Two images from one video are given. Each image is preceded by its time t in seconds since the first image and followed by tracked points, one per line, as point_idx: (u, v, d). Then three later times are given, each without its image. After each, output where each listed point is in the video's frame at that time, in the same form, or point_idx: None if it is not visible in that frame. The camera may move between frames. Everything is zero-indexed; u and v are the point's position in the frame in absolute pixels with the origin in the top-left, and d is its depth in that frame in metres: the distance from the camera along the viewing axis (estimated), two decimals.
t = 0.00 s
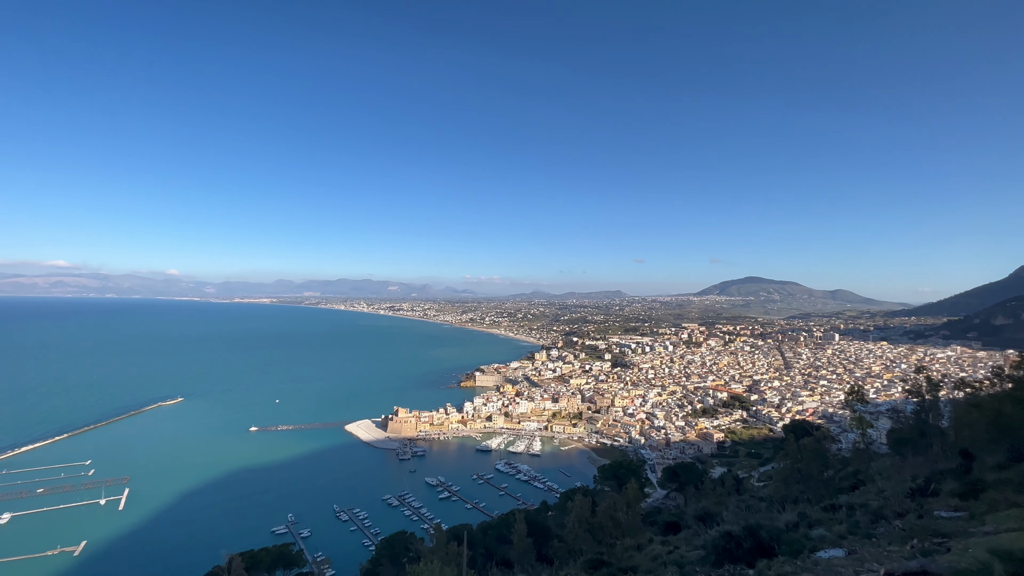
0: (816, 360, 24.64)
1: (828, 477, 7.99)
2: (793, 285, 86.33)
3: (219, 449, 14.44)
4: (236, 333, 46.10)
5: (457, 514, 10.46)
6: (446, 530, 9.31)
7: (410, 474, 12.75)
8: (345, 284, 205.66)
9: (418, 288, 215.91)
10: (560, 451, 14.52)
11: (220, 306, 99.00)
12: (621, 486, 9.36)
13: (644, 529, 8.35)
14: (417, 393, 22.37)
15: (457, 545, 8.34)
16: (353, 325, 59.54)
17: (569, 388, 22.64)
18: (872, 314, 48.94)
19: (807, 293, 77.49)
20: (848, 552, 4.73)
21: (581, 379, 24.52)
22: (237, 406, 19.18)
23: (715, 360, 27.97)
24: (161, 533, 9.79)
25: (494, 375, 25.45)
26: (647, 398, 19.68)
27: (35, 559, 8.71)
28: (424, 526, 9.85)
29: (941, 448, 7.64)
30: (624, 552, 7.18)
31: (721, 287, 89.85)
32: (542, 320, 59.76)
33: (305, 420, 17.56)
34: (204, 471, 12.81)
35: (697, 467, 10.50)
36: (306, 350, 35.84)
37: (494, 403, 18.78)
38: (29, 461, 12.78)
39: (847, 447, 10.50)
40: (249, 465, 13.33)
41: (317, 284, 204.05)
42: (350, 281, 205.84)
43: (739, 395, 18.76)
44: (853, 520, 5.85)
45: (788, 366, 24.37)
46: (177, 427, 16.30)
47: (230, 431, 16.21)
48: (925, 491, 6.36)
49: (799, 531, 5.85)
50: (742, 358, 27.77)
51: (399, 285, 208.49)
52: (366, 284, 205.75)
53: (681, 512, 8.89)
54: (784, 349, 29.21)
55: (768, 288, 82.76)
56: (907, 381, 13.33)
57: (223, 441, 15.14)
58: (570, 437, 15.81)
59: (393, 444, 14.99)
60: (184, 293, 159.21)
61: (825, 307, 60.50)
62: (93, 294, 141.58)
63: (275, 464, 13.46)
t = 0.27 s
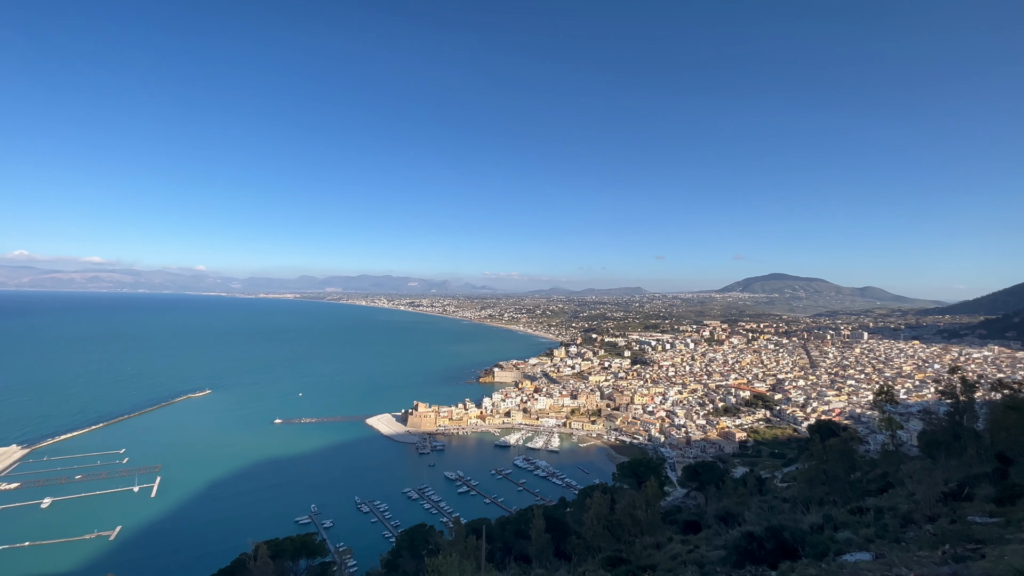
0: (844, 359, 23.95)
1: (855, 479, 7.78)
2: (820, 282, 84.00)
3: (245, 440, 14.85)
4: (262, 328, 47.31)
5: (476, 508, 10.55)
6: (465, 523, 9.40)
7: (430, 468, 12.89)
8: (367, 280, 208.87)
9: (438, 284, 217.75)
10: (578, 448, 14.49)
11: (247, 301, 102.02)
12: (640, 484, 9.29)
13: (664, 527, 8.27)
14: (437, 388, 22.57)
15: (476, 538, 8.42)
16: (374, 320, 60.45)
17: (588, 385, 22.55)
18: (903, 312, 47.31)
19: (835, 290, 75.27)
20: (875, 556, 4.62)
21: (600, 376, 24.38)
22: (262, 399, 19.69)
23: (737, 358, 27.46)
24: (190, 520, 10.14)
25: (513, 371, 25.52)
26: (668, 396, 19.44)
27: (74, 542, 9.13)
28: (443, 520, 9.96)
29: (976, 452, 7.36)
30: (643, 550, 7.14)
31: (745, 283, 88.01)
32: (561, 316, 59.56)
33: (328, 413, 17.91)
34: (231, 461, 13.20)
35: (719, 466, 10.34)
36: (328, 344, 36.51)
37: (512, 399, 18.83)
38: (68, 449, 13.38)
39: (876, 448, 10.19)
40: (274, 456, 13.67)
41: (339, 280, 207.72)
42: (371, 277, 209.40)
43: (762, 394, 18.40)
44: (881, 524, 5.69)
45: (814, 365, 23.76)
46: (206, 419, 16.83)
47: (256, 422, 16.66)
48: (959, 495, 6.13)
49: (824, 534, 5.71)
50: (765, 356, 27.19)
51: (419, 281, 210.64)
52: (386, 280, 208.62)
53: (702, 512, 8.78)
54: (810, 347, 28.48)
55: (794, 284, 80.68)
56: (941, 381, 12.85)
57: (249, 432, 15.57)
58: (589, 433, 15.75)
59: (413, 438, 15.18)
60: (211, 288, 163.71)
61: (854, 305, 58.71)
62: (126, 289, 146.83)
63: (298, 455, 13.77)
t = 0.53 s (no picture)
0: (874, 357, 23.22)
1: (884, 480, 7.56)
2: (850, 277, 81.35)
3: (271, 431, 15.28)
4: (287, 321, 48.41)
5: (496, 502, 10.64)
6: (485, 516, 9.49)
7: (450, 461, 13.04)
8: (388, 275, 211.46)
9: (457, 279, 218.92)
10: (598, 443, 14.45)
11: (272, 296, 104.38)
12: (661, 480, 9.22)
13: (685, 524, 8.20)
14: (457, 383, 22.77)
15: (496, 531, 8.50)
16: (395, 315, 61.16)
17: (608, 380, 22.43)
18: (939, 308, 45.46)
19: (866, 285, 72.81)
20: (905, 559, 4.48)
21: (620, 372, 24.23)
22: (287, 391, 20.20)
23: (762, 354, 26.91)
24: (219, 507, 10.48)
25: (532, 366, 25.56)
26: (689, 393, 19.20)
27: (112, 526, 9.54)
28: (463, 512, 10.08)
29: (1016, 454, 7.05)
30: (664, 547, 7.09)
31: (770, 278, 85.91)
32: (581, 311, 59.27)
33: (351, 405, 18.27)
34: (258, 451, 13.60)
35: (742, 464, 10.19)
36: (351, 338, 37.17)
37: (531, 393, 18.88)
38: (106, 437, 13.99)
39: (907, 449, 9.88)
40: (299, 446, 14.03)
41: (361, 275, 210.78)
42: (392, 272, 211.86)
43: (787, 391, 18.01)
44: (912, 526, 5.52)
45: (842, 362, 23.11)
46: (234, 409, 17.36)
47: (282, 414, 17.11)
48: (997, 499, 5.90)
49: (851, 535, 5.58)
50: (791, 353, 26.57)
51: (439, 276, 212.17)
52: (407, 275, 210.79)
53: (724, 510, 8.67)
54: (839, 344, 27.70)
55: (822, 279, 78.40)
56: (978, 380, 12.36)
57: (275, 423, 16.01)
58: (609, 429, 15.69)
59: (433, 431, 15.38)
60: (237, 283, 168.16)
61: (886, 300, 56.73)
62: (158, 284, 152.10)
63: (322, 446, 14.11)
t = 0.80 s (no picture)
0: (909, 353, 22.37)
1: (919, 479, 7.31)
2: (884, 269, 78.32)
3: (298, 421, 15.69)
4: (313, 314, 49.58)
5: (517, 493, 10.71)
6: (506, 507, 9.57)
7: (471, 453, 13.17)
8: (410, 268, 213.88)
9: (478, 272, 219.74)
10: (619, 437, 14.38)
11: (299, 289, 107.00)
12: (684, 476, 9.12)
13: (709, 520, 8.10)
14: (478, 375, 22.92)
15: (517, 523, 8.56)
16: (418, 308, 61.88)
17: (630, 375, 22.26)
18: (981, 301, 43.39)
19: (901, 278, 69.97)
20: (940, 561, 4.34)
21: (643, 366, 24.00)
22: (313, 382, 20.70)
23: (789, 349, 26.25)
24: (249, 494, 10.84)
25: (553, 359, 25.55)
26: (714, 388, 18.91)
27: (149, 509, 9.97)
28: (484, 503, 10.18)
29: None
30: (687, 542, 7.03)
31: (799, 271, 83.46)
32: (602, 305, 58.83)
33: (374, 397, 18.61)
34: (286, 440, 14.00)
35: (768, 461, 10.00)
36: (375, 331, 37.80)
37: (552, 387, 18.89)
38: (143, 424, 14.60)
39: (944, 448, 9.51)
40: (324, 436, 14.37)
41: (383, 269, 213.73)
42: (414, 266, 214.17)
43: (816, 387, 17.55)
44: (948, 527, 5.33)
45: (875, 358, 22.34)
46: (263, 399, 17.88)
47: (308, 404, 17.55)
48: None
49: (883, 535, 5.42)
50: (821, 348, 25.84)
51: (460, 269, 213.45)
52: (428, 269, 212.68)
53: (749, 507, 8.53)
54: (871, 339, 26.78)
55: (855, 271, 75.70)
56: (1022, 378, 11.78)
57: (302, 413, 16.43)
58: (631, 423, 15.59)
59: (455, 422, 15.54)
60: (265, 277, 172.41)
61: (922, 292, 54.45)
62: (190, 277, 157.18)
63: (347, 436, 14.42)
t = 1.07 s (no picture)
0: (951, 348, 21.40)
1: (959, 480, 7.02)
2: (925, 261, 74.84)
3: (326, 410, 16.10)
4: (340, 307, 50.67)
5: (540, 485, 10.76)
6: (529, 499, 9.64)
7: (494, 444, 13.28)
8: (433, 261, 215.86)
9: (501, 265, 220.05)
10: (643, 431, 14.28)
11: (326, 282, 109.47)
12: (709, 471, 9.00)
13: (735, 516, 7.98)
14: (501, 368, 23.05)
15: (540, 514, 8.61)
16: (441, 301, 62.51)
17: (654, 368, 22.03)
18: None
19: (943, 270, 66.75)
20: (981, 565, 4.17)
21: (667, 360, 23.69)
22: (340, 373, 21.19)
23: (821, 344, 25.48)
24: (280, 480, 11.21)
25: (576, 352, 25.47)
26: (741, 382, 18.55)
27: (187, 492, 10.43)
28: (507, 494, 10.27)
29: None
30: (712, 538, 6.94)
31: (833, 263, 80.59)
32: (626, 298, 58.24)
33: (399, 388, 18.93)
34: (314, 429, 14.39)
35: (797, 458, 9.77)
36: (400, 323, 38.39)
37: (575, 380, 18.85)
38: (180, 411, 15.24)
39: (987, 448, 9.10)
40: (351, 425, 14.71)
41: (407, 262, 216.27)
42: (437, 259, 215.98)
43: (849, 383, 17.00)
44: (990, 530, 5.11)
45: (913, 353, 21.47)
46: (292, 389, 18.42)
47: (336, 394, 17.99)
48: None
49: (919, 536, 5.24)
50: (855, 343, 24.98)
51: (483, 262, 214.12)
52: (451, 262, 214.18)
53: (777, 504, 8.37)
54: (910, 333, 25.71)
55: (893, 263, 72.60)
56: None
57: (329, 403, 16.85)
58: (655, 417, 15.45)
59: (479, 414, 15.69)
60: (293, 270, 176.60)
61: (966, 285, 51.84)
62: (222, 270, 162.46)
63: (373, 426, 14.72)
